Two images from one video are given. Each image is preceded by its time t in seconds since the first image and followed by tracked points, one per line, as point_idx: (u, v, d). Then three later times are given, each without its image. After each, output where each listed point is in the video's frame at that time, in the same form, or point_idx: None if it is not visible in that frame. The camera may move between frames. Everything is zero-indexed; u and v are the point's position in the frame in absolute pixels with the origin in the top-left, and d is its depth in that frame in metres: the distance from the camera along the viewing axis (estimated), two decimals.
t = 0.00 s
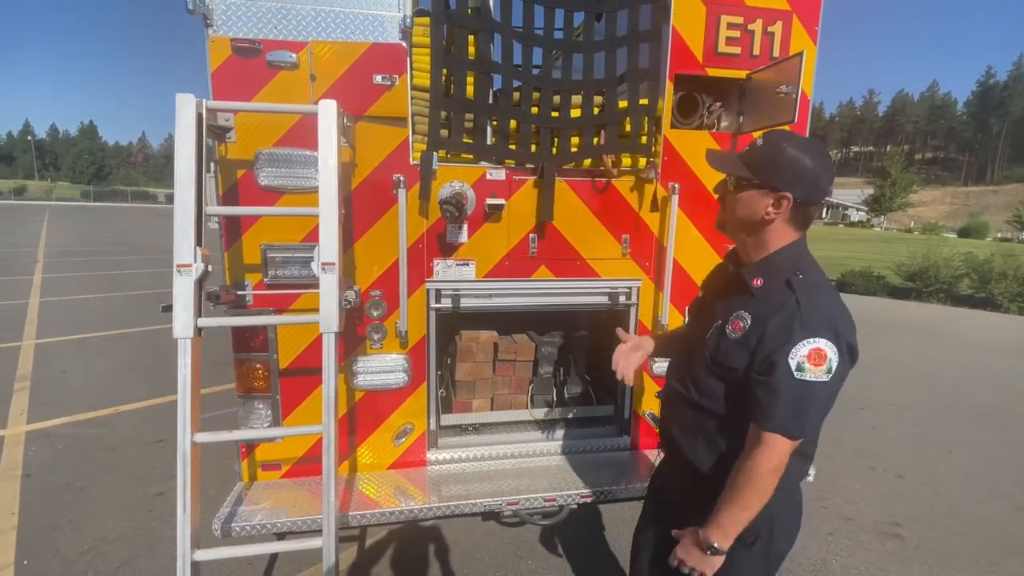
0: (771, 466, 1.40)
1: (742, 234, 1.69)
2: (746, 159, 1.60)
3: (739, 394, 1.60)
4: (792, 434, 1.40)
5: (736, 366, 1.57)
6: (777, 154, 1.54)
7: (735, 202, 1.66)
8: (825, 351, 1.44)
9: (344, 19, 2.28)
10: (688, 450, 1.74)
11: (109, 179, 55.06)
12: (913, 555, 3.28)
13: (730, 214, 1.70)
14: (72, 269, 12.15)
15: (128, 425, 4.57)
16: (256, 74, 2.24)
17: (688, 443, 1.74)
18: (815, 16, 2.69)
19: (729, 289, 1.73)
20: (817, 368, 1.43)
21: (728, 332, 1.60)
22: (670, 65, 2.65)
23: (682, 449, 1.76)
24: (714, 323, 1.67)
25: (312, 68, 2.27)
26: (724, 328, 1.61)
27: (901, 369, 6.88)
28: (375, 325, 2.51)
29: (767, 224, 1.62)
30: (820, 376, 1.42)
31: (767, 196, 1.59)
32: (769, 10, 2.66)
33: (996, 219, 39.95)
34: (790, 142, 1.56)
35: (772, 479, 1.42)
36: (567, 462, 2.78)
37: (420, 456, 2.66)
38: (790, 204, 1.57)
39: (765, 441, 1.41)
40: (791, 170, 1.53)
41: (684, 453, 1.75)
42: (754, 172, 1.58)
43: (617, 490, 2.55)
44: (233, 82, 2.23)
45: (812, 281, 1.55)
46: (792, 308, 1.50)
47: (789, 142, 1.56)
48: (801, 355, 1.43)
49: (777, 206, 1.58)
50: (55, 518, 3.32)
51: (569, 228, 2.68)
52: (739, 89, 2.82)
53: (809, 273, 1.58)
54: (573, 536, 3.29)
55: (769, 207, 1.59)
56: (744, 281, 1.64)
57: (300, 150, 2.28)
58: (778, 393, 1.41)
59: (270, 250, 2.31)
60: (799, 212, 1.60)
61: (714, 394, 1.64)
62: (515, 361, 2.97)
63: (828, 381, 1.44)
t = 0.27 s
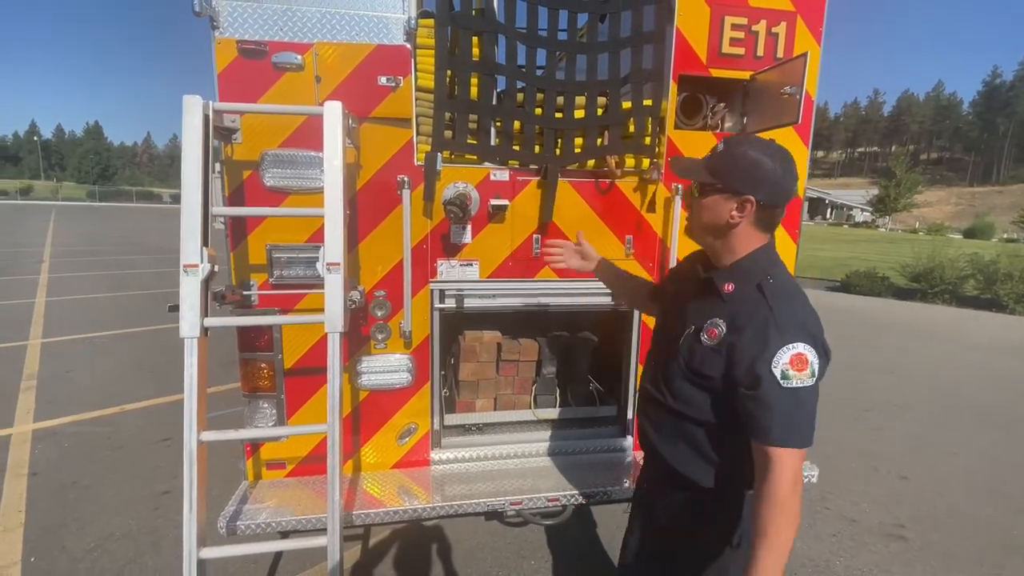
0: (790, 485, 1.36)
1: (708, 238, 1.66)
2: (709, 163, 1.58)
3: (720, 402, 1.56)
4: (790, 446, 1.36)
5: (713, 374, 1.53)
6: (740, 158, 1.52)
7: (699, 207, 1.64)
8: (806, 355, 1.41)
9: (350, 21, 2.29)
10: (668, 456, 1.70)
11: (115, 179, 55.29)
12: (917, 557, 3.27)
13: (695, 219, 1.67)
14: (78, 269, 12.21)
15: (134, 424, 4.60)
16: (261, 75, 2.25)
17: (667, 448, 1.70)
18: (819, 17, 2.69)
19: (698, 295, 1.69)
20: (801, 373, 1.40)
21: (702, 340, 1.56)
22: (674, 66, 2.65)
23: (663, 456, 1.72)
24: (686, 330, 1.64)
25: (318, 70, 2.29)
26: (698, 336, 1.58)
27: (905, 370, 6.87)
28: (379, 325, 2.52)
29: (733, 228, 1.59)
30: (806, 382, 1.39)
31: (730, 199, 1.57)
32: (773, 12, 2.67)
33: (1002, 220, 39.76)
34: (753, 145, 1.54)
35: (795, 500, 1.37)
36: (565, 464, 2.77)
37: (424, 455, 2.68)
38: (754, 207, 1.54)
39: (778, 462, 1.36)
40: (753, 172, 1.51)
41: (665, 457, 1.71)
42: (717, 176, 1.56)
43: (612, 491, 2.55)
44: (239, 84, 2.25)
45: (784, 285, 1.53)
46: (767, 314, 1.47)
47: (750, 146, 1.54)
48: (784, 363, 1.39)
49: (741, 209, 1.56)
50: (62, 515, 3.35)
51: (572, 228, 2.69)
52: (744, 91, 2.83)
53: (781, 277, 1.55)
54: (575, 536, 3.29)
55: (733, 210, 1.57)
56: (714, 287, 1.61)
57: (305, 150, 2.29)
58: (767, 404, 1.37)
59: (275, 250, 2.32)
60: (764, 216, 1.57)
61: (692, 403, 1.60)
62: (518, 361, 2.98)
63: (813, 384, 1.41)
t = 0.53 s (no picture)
0: (741, 471, 1.41)
1: (664, 232, 1.71)
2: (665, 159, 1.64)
3: (676, 391, 1.63)
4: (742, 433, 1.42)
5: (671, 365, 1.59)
6: (691, 153, 1.58)
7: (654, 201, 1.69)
8: (759, 345, 1.46)
9: (355, 22, 2.30)
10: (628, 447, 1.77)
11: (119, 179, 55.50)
12: (922, 558, 3.27)
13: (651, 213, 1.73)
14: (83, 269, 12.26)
15: (139, 423, 4.62)
16: (266, 77, 2.27)
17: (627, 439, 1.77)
18: (823, 18, 2.70)
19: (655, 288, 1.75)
20: (754, 363, 1.45)
21: (659, 332, 1.62)
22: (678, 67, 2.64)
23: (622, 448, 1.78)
24: (642, 322, 1.70)
25: (323, 71, 2.30)
26: (656, 328, 1.63)
27: (910, 371, 6.85)
28: (383, 324, 2.53)
29: (686, 221, 1.65)
30: (759, 371, 1.44)
31: (683, 194, 1.62)
32: (778, 12, 2.67)
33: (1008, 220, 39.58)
34: (706, 141, 1.60)
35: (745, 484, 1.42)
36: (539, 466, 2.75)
37: (427, 455, 2.69)
38: (705, 201, 1.60)
39: (731, 447, 1.42)
40: (703, 167, 1.57)
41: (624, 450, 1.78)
42: (670, 171, 1.63)
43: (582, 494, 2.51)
44: (244, 85, 2.26)
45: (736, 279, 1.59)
46: (722, 306, 1.52)
47: (704, 143, 1.59)
48: (739, 353, 1.44)
49: (693, 203, 1.62)
50: (68, 513, 3.37)
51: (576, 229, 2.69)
52: (747, 91, 2.81)
53: (732, 271, 1.61)
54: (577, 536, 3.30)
55: (686, 204, 1.63)
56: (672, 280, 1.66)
57: (310, 151, 2.31)
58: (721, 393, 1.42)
59: (281, 250, 2.34)
60: (714, 210, 1.63)
61: (649, 392, 1.66)
62: (522, 361, 2.97)
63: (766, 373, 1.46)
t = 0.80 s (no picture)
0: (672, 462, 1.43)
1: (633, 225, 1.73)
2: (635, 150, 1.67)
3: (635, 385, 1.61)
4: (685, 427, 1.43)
5: (630, 356, 1.59)
6: (660, 146, 1.60)
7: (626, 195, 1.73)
8: (712, 343, 1.47)
9: (358, 22, 2.31)
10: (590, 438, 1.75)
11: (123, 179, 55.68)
12: (925, 559, 3.26)
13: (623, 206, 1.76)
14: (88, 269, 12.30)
15: (143, 422, 4.64)
16: (271, 77, 2.28)
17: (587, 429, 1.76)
18: (826, 18, 2.69)
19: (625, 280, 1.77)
20: (705, 360, 1.46)
21: (622, 323, 1.62)
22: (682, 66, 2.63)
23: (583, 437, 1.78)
24: (610, 314, 1.69)
25: (327, 72, 2.31)
26: (618, 319, 1.64)
27: (913, 372, 6.84)
28: (387, 324, 2.54)
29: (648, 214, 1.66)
30: (708, 368, 1.46)
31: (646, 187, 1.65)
32: (782, 12, 2.67)
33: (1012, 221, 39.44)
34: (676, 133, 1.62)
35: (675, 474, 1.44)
36: (527, 467, 2.74)
37: (430, 455, 2.70)
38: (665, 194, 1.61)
39: (666, 436, 1.43)
40: (664, 160, 1.58)
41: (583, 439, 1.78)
42: (637, 164, 1.66)
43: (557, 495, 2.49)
44: (249, 85, 2.27)
45: (701, 277, 1.59)
46: (683, 301, 1.53)
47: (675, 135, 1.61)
48: (689, 348, 1.45)
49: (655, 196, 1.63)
50: (72, 512, 3.39)
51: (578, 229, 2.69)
52: (750, 91, 2.81)
53: (698, 270, 1.61)
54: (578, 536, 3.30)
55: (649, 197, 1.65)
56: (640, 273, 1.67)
57: (314, 151, 2.31)
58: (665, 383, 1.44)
59: (285, 250, 2.35)
60: (678, 206, 1.62)
61: (611, 385, 1.65)
62: (524, 361, 2.98)
63: (716, 372, 1.47)
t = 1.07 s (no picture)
0: (640, 471, 1.37)
1: (631, 223, 1.74)
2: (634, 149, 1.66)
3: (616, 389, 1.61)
4: (653, 439, 1.38)
5: (611, 362, 1.58)
6: (658, 144, 1.60)
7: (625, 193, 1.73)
8: (687, 354, 1.43)
9: (362, 23, 2.32)
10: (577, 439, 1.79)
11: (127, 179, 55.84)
12: (928, 561, 3.26)
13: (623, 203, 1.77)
14: (92, 268, 12.33)
15: (147, 422, 4.65)
16: (275, 78, 2.28)
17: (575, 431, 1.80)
18: (830, 18, 2.69)
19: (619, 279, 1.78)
20: (677, 371, 1.42)
21: (606, 326, 1.61)
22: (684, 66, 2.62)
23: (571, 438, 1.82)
24: (598, 316, 1.69)
25: (330, 72, 2.32)
26: (603, 322, 1.63)
27: (917, 373, 6.82)
28: (390, 324, 2.54)
29: (645, 213, 1.67)
30: (681, 380, 1.41)
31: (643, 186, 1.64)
32: (784, 12, 2.67)
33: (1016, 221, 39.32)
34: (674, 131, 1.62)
35: (643, 489, 1.38)
36: (532, 467, 2.73)
37: (433, 455, 2.70)
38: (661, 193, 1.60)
39: (632, 447, 1.39)
40: (662, 159, 1.57)
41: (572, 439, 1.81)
42: (635, 161, 1.67)
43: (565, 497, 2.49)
44: (253, 86, 2.28)
45: (688, 283, 1.56)
46: (664, 308, 1.50)
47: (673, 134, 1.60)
48: (661, 356, 1.42)
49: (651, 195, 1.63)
50: (77, 511, 3.40)
51: (581, 230, 2.69)
52: (753, 91, 2.82)
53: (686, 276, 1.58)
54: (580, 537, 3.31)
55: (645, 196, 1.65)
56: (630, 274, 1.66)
57: (317, 152, 2.32)
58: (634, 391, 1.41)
59: (288, 250, 2.35)
60: (675, 206, 1.61)
61: (594, 387, 1.67)
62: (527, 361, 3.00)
63: (691, 385, 1.42)
